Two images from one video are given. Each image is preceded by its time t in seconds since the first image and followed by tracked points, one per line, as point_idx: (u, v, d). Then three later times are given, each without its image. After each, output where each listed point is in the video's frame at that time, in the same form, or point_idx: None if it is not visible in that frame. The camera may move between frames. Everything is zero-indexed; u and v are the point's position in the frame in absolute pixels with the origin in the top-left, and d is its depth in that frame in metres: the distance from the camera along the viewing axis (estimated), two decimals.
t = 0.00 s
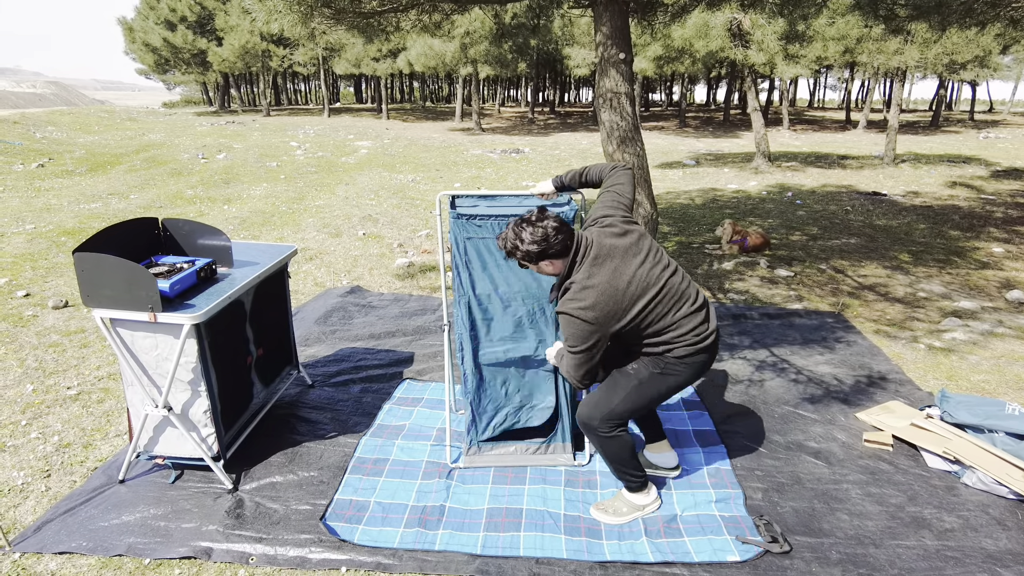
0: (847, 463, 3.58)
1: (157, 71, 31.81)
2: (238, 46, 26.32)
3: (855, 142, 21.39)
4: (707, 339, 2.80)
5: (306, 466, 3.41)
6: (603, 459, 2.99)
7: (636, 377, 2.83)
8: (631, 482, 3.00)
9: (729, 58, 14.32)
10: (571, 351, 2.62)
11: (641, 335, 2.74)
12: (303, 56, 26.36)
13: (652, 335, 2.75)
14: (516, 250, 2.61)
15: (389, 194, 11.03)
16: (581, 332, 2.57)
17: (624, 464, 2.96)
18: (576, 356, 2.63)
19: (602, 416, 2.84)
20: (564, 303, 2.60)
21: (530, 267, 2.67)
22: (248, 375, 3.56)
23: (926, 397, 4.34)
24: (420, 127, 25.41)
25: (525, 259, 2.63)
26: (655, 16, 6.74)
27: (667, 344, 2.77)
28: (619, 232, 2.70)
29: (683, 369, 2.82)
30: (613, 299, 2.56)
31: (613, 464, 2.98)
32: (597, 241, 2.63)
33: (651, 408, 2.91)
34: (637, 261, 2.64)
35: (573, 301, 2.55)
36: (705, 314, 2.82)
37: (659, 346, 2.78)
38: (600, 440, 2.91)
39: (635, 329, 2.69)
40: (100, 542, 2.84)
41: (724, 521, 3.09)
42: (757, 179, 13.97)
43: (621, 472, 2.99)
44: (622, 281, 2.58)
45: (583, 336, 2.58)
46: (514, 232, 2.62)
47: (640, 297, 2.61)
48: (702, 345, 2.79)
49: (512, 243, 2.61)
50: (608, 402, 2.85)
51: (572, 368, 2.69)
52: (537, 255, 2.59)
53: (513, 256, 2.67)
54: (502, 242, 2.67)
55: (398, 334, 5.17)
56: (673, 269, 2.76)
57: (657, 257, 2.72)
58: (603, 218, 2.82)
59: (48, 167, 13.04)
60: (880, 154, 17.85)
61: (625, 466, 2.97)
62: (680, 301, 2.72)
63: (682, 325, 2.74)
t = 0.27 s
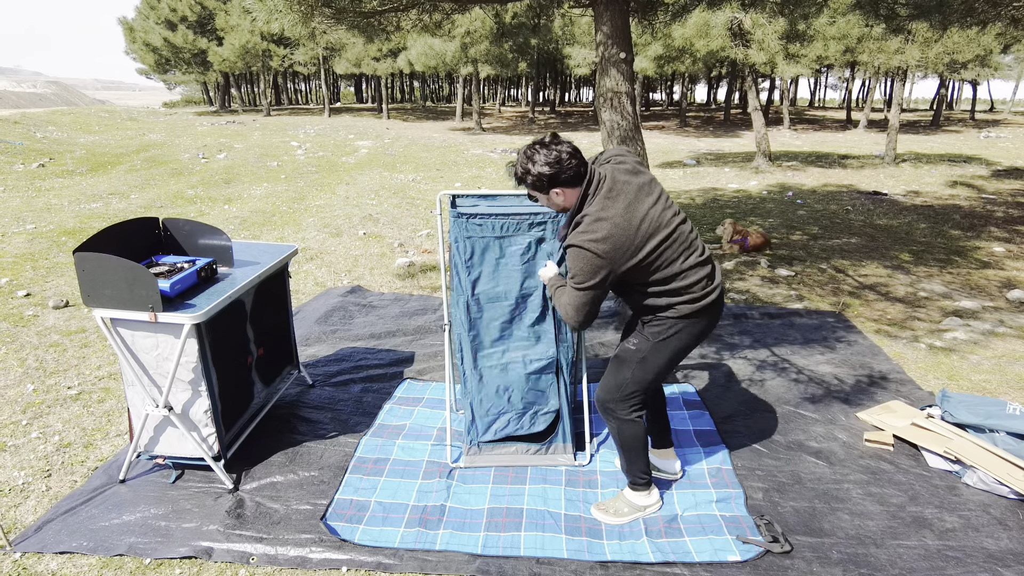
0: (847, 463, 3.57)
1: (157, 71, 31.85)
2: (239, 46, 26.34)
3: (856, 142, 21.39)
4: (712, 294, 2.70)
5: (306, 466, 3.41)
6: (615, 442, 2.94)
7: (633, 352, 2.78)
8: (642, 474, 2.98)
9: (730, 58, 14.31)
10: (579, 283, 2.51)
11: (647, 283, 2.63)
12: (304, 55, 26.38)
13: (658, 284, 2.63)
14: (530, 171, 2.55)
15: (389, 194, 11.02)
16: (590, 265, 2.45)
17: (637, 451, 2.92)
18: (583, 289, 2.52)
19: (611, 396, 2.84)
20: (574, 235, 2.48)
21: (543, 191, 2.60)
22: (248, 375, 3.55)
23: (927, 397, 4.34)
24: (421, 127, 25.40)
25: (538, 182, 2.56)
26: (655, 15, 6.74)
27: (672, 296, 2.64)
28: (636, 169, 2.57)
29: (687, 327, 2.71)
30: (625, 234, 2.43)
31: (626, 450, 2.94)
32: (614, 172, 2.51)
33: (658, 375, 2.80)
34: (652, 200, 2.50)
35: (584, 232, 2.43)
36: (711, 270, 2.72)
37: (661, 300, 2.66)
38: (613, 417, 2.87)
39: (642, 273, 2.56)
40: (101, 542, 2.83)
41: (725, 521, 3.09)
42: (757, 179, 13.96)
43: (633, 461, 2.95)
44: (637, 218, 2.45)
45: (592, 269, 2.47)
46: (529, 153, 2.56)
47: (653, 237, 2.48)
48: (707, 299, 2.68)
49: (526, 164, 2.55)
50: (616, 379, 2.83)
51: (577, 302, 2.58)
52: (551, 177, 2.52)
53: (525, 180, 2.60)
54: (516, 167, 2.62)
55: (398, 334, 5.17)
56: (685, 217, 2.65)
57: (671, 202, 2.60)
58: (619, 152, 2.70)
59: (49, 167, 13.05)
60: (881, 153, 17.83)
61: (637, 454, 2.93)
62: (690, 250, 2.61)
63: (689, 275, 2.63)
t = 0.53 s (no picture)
0: (848, 463, 3.57)
1: (158, 71, 31.86)
2: (239, 46, 26.34)
3: (856, 142, 21.38)
4: (711, 271, 2.65)
5: (306, 466, 3.41)
6: (621, 432, 2.96)
7: (630, 333, 2.79)
8: (646, 470, 2.98)
9: (730, 57, 14.30)
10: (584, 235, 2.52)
11: (643, 249, 2.62)
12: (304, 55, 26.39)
13: (654, 251, 2.61)
14: (544, 119, 2.61)
15: (389, 194, 11.02)
16: (597, 216, 2.46)
17: (640, 445, 2.92)
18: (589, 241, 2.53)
19: (615, 383, 2.88)
20: (585, 186, 2.50)
21: (557, 140, 2.65)
22: (248, 375, 3.55)
23: (927, 397, 4.34)
24: (421, 127, 25.40)
25: (551, 130, 2.62)
26: (655, 15, 6.74)
27: (666, 266, 2.62)
28: (648, 133, 2.61)
29: (681, 302, 2.67)
30: (634, 190, 2.44)
31: (630, 443, 2.93)
32: (626, 131, 2.55)
33: (656, 358, 2.76)
34: (662, 162, 2.52)
35: (596, 182, 2.46)
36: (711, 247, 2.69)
37: (655, 270, 2.65)
38: (621, 404, 2.90)
39: (641, 237, 2.56)
40: (101, 542, 2.83)
41: (725, 521, 3.08)
42: (758, 179, 13.96)
43: (637, 456, 2.95)
44: (647, 175, 2.46)
45: (597, 220, 2.49)
46: (546, 101, 2.62)
47: (661, 198, 2.48)
48: (703, 275, 2.64)
49: (542, 110, 2.61)
50: (618, 364, 2.85)
51: (580, 253, 2.59)
52: (565, 125, 2.59)
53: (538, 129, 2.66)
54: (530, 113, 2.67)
55: (399, 334, 5.17)
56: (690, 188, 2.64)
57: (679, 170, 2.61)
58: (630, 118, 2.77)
59: (50, 166, 13.05)
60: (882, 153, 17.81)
61: (641, 447, 2.92)
62: (692, 221, 2.59)
63: (686, 246, 2.60)
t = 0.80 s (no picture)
0: (848, 463, 3.57)
1: (158, 71, 31.89)
2: (239, 46, 26.35)
3: (857, 141, 21.37)
4: (692, 273, 2.53)
5: (306, 466, 3.41)
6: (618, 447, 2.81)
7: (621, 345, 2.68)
8: (635, 489, 2.83)
9: (730, 57, 14.30)
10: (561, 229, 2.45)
11: (622, 249, 2.53)
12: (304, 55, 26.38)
13: (634, 252, 2.51)
14: (527, 112, 2.56)
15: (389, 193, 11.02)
16: (573, 209, 2.39)
17: (636, 460, 2.76)
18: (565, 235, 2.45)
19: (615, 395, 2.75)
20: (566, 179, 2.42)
21: (541, 132, 2.60)
22: (248, 375, 3.55)
23: (927, 397, 4.33)
24: (421, 126, 25.39)
25: (534, 124, 2.57)
26: (656, 14, 6.73)
27: (644, 269, 2.53)
28: (641, 128, 2.49)
29: (664, 308, 2.56)
30: (613, 184, 2.33)
31: (625, 459, 2.78)
32: (614, 124, 2.45)
33: (648, 367, 2.63)
34: (650, 157, 2.39)
35: (576, 174, 2.37)
36: (698, 249, 2.55)
37: (635, 274, 2.56)
38: (622, 417, 2.75)
39: (619, 236, 2.47)
40: (100, 542, 2.83)
41: (725, 521, 3.08)
42: (758, 178, 13.95)
43: (630, 473, 2.80)
44: (629, 171, 2.34)
45: (574, 215, 2.40)
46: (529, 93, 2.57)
47: (643, 195, 2.37)
48: (684, 279, 2.51)
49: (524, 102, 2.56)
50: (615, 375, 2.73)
51: (557, 249, 2.51)
52: (549, 118, 2.52)
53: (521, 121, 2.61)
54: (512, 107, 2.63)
55: (399, 334, 5.17)
56: (680, 187, 2.50)
57: (671, 168, 2.48)
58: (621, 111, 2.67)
59: (50, 166, 13.05)
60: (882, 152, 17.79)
61: (636, 464, 2.77)
62: (675, 220, 2.46)
63: (667, 247, 2.48)
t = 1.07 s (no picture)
0: (849, 463, 3.57)
1: (158, 70, 31.90)
2: (239, 45, 26.35)
3: (857, 141, 21.37)
4: (670, 276, 2.43)
5: (306, 466, 3.41)
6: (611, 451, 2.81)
7: (604, 351, 2.66)
8: (632, 491, 2.82)
9: (731, 56, 14.29)
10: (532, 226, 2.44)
11: (597, 249, 2.48)
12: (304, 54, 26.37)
13: (610, 253, 2.46)
14: (499, 110, 2.66)
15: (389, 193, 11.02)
16: (543, 208, 2.35)
17: (630, 465, 2.75)
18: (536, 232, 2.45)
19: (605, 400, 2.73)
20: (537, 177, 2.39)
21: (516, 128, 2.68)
22: (247, 375, 3.55)
23: (928, 396, 4.33)
24: (421, 126, 25.39)
25: (506, 120, 2.67)
26: (656, 14, 6.73)
27: (619, 272, 2.48)
28: (622, 122, 2.41)
29: (641, 314, 2.50)
30: (583, 183, 2.29)
31: (618, 462, 2.78)
32: (591, 118, 2.39)
33: (631, 373, 2.59)
34: (627, 155, 2.33)
35: (546, 172, 2.35)
36: (676, 250, 2.45)
37: (610, 277, 2.51)
38: (613, 421, 2.74)
39: (593, 236, 2.42)
40: (100, 542, 2.83)
41: (725, 521, 3.08)
42: (758, 178, 13.95)
43: (624, 476, 2.79)
44: (602, 169, 2.29)
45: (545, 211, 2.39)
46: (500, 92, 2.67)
47: (615, 194, 2.31)
48: (659, 282, 2.43)
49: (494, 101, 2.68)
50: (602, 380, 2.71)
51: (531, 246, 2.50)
52: (518, 115, 2.64)
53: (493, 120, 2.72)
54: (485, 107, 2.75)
55: (399, 333, 5.17)
56: (660, 184, 2.41)
57: (651, 165, 2.39)
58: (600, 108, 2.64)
59: (50, 166, 13.04)
60: (882, 152, 17.79)
61: (629, 468, 2.75)
62: (650, 220, 2.38)
63: (640, 249, 2.41)
